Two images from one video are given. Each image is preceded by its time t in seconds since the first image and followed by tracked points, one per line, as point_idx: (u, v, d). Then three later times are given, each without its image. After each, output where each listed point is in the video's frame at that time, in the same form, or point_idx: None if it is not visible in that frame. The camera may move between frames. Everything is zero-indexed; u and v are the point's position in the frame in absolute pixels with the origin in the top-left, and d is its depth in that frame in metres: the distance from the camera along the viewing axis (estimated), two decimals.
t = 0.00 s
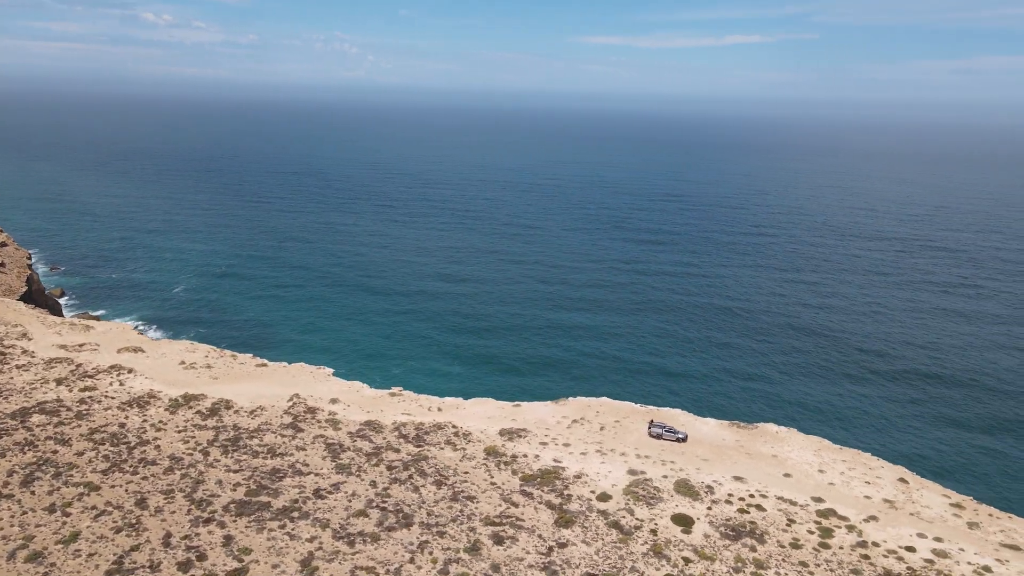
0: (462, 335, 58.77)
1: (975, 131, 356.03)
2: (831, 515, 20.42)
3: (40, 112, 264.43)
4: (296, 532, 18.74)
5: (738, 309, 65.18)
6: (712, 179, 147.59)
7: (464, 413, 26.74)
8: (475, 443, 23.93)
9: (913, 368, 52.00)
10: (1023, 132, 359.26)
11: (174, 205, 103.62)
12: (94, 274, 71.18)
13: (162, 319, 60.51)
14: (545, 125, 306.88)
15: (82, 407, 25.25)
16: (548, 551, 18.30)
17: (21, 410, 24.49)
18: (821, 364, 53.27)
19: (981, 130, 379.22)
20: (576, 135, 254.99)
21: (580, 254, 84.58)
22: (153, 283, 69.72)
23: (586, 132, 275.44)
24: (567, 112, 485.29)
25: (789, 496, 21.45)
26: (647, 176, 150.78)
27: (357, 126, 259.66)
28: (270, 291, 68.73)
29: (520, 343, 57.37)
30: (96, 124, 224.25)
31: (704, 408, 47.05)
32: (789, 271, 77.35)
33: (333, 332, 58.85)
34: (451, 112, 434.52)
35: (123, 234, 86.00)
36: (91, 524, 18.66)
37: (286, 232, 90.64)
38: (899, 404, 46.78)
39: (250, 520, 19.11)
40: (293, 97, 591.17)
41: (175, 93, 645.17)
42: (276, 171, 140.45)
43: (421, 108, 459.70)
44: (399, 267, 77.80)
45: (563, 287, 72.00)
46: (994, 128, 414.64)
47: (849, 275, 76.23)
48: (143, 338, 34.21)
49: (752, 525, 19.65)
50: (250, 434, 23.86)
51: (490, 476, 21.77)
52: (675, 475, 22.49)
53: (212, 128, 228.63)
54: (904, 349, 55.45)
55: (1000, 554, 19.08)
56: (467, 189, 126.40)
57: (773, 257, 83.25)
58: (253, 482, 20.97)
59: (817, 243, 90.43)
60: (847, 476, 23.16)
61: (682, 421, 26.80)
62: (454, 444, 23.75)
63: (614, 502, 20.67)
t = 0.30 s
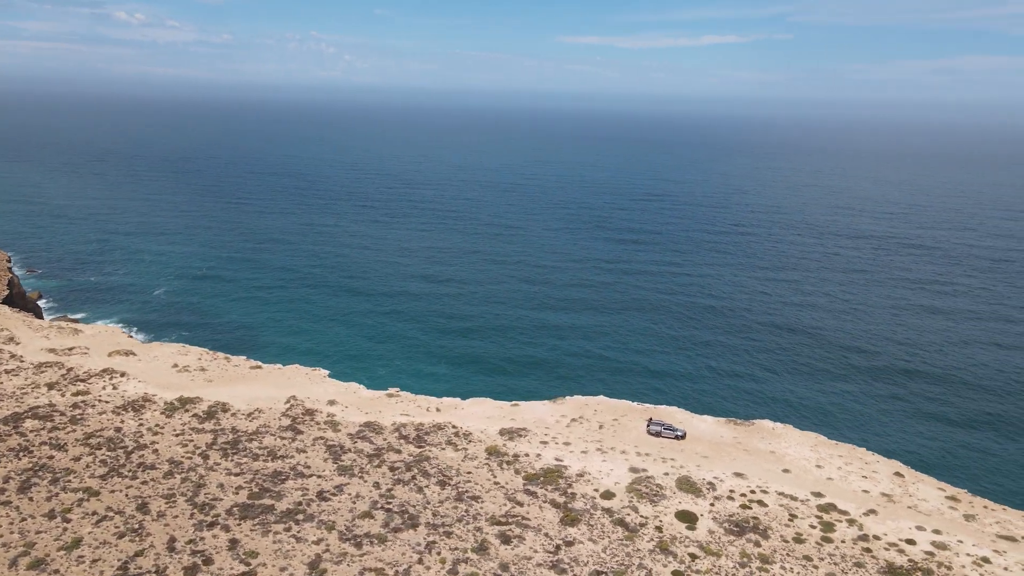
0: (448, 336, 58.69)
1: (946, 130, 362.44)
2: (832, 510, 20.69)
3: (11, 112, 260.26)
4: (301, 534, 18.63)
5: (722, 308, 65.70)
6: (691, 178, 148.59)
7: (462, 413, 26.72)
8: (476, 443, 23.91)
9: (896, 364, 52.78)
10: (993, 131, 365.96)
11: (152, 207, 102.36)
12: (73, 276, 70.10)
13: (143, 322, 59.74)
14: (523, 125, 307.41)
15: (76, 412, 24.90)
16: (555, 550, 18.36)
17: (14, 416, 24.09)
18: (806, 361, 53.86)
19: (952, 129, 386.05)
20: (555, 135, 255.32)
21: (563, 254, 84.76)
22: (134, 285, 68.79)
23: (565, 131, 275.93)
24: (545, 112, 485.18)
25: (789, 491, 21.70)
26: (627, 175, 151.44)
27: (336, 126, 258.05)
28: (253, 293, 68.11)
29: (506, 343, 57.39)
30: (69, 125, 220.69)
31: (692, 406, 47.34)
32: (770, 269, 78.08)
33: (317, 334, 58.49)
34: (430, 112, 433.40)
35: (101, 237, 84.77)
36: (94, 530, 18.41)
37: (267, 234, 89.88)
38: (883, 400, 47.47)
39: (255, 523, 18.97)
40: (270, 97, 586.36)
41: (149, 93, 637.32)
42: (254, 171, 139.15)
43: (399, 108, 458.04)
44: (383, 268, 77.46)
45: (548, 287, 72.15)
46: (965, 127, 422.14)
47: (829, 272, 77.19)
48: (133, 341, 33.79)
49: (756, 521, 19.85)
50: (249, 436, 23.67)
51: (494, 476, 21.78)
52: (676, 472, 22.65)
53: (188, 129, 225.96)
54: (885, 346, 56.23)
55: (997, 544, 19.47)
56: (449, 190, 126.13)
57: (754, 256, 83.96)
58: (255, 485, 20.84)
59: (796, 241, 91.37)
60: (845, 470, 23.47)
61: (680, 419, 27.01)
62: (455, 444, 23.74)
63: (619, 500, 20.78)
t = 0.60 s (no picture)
0: (427, 337, 58.47)
1: (907, 129, 370.66)
2: (823, 502, 21.05)
3: None
4: (300, 537, 18.48)
5: (698, 306, 66.33)
6: (663, 177, 149.73)
7: (454, 413, 26.69)
8: (469, 443, 23.89)
9: (869, 359, 53.79)
10: (953, 130, 375.16)
11: (119, 209, 100.39)
12: (39, 280, 68.50)
13: (113, 326, 58.51)
14: (494, 124, 307.39)
15: (59, 419, 24.37)
16: (555, 548, 18.45)
17: None
18: (782, 358, 54.62)
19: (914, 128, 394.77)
20: (527, 134, 255.38)
21: (538, 254, 84.94)
22: (102, 288, 67.41)
23: (536, 131, 276.04)
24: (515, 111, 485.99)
25: (781, 485, 22.05)
26: (600, 174, 152.01)
27: (305, 125, 255.28)
28: (226, 295, 67.17)
29: (486, 342, 57.33)
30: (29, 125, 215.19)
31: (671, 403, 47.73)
32: (742, 267, 79.03)
33: (294, 336, 57.86)
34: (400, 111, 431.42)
35: (67, 240, 82.91)
36: (85, 538, 18.06)
37: (238, 235, 88.71)
38: (859, 395, 48.31)
39: (251, 527, 18.78)
40: (235, 97, 579.33)
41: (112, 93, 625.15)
42: (223, 172, 137.12)
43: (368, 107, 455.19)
44: (358, 269, 76.95)
45: (525, 287, 72.20)
46: (926, 126, 431.40)
47: (800, 270, 78.38)
48: (113, 345, 33.14)
49: (750, 515, 20.13)
50: (239, 440, 23.40)
51: (489, 475, 21.81)
52: (669, 468, 22.89)
53: (153, 129, 221.71)
54: (858, 342, 57.27)
55: (983, 532, 20.00)
56: (421, 190, 125.59)
57: (727, 254, 84.93)
58: (249, 489, 20.62)
59: (767, 240, 92.56)
60: (832, 463, 23.90)
61: (669, 416, 27.25)
62: (448, 444, 23.70)
63: (615, 497, 20.93)
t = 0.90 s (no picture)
0: (397, 338, 58.06)
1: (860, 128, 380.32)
2: (806, 493, 21.49)
3: None
4: (290, 543, 18.25)
5: (666, 304, 66.98)
6: (625, 176, 150.79)
7: (437, 413, 26.60)
8: (455, 443, 23.85)
9: (835, 354, 54.94)
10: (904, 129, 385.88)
11: (73, 212, 97.52)
12: None
13: (72, 331, 56.79)
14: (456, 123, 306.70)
15: (32, 428, 23.67)
16: (548, 545, 18.53)
17: None
18: (751, 354, 55.45)
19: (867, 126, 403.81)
20: (489, 134, 255.02)
21: (505, 253, 84.90)
22: (59, 293, 65.44)
23: (499, 130, 275.76)
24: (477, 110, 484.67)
25: (764, 477, 22.44)
26: (563, 174, 152.42)
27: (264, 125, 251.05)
28: (189, 297, 65.77)
29: (458, 343, 57.09)
30: None
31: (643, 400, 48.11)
32: (707, 265, 80.04)
33: (262, 338, 56.86)
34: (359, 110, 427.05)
35: (19, 244, 80.27)
36: (69, 548, 17.59)
37: (199, 237, 86.91)
38: (827, 388, 49.29)
39: (240, 534, 18.51)
40: (190, 97, 567.64)
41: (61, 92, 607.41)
42: (181, 174, 134.24)
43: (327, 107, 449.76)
44: (324, 270, 76.03)
45: (494, 286, 72.10)
46: (878, 125, 441.97)
47: (763, 266, 79.70)
48: (82, 351, 32.27)
49: (736, 508, 20.45)
50: (221, 446, 23.01)
51: (477, 475, 21.80)
52: (654, 464, 23.14)
53: (106, 129, 215.89)
54: (822, 337, 58.45)
55: (960, 519, 20.63)
56: (385, 191, 124.54)
57: (691, 252, 85.99)
58: (235, 495, 20.31)
59: (729, 237, 93.88)
60: (812, 455, 24.40)
61: (650, 412, 27.54)
62: (434, 444, 23.62)
63: (603, 493, 21.08)
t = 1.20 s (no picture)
0: (367, 340, 57.58)
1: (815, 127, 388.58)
2: (789, 485, 21.92)
3: None
4: (280, 548, 18.03)
5: (634, 303, 67.51)
6: (588, 175, 151.60)
7: (421, 414, 26.49)
8: (441, 443, 23.79)
9: (801, 349, 55.98)
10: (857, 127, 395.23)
11: (24, 215, 94.48)
12: None
13: (29, 338, 54.91)
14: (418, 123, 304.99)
15: (3, 438, 22.94)
16: (540, 543, 18.61)
17: None
18: (720, 351, 56.17)
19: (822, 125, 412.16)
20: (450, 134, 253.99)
21: (472, 253, 84.75)
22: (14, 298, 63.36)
23: (461, 129, 274.97)
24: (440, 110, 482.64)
25: (747, 470, 22.84)
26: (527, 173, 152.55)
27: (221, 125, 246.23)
28: (151, 300, 64.26)
29: (429, 344, 56.77)
30: None
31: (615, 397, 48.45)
32: (672, 264, 80.95)
33: (228, 342, 55.74)
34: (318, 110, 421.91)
35: None
36: (51, 560, 17.11)
37: (159, 239, 84.96)
38: (795, 383, 50.18)
39: (229, 540, 18.23)
40: (142, 96, 554.58)
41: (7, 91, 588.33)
42: (136, 175, 130.96)
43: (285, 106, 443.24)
44: (289, 272, 74.98)
45: (462, 287, 71.88)
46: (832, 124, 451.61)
47: (727, 264, 80.85)
48: (49, 358, 31.36)
49: (723, 501, 20.77)
50: (203, 451, 22.62)
51: (466, 474, 21.79)
52: (640, 460, 23.38)
53: (55, 129, 209.47)
54: (787, 333, 59.55)
55: (936, 506, 21.29)
56: (348, 191, 123.26)
57: (656, 251, 86.86)
58: (221, 501, 19.99)
59: (693, 236, 95.03)
60: (792, 447, 24.89)
61: (632, 409, 27.80)
62: (420, 445, 23.53)
63: (591, 490, 21.23)
